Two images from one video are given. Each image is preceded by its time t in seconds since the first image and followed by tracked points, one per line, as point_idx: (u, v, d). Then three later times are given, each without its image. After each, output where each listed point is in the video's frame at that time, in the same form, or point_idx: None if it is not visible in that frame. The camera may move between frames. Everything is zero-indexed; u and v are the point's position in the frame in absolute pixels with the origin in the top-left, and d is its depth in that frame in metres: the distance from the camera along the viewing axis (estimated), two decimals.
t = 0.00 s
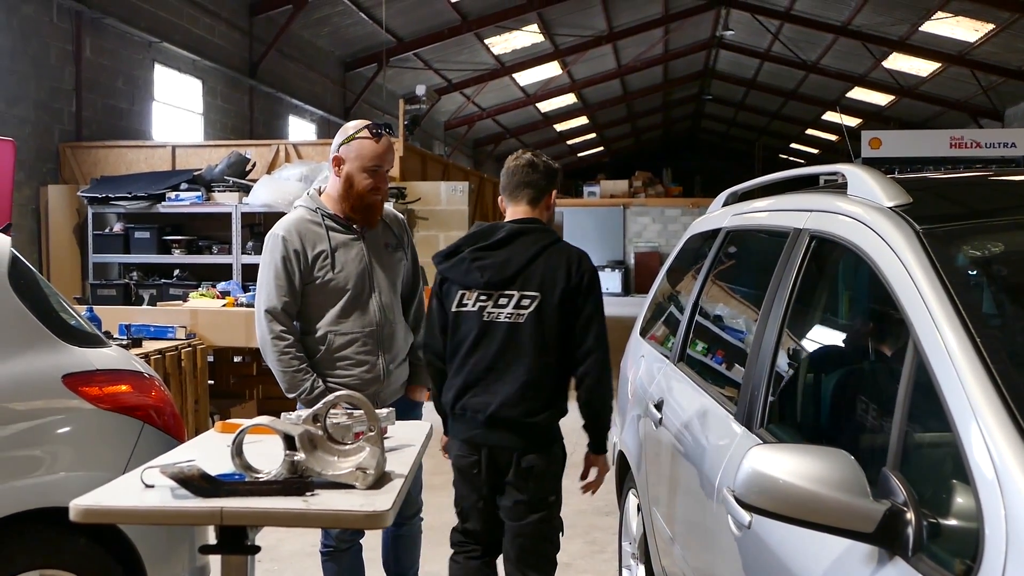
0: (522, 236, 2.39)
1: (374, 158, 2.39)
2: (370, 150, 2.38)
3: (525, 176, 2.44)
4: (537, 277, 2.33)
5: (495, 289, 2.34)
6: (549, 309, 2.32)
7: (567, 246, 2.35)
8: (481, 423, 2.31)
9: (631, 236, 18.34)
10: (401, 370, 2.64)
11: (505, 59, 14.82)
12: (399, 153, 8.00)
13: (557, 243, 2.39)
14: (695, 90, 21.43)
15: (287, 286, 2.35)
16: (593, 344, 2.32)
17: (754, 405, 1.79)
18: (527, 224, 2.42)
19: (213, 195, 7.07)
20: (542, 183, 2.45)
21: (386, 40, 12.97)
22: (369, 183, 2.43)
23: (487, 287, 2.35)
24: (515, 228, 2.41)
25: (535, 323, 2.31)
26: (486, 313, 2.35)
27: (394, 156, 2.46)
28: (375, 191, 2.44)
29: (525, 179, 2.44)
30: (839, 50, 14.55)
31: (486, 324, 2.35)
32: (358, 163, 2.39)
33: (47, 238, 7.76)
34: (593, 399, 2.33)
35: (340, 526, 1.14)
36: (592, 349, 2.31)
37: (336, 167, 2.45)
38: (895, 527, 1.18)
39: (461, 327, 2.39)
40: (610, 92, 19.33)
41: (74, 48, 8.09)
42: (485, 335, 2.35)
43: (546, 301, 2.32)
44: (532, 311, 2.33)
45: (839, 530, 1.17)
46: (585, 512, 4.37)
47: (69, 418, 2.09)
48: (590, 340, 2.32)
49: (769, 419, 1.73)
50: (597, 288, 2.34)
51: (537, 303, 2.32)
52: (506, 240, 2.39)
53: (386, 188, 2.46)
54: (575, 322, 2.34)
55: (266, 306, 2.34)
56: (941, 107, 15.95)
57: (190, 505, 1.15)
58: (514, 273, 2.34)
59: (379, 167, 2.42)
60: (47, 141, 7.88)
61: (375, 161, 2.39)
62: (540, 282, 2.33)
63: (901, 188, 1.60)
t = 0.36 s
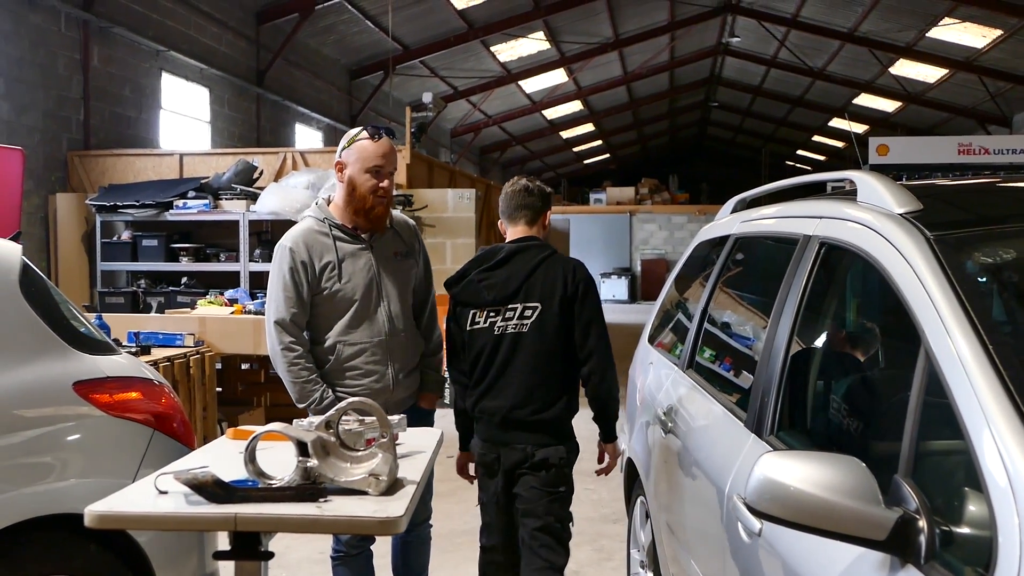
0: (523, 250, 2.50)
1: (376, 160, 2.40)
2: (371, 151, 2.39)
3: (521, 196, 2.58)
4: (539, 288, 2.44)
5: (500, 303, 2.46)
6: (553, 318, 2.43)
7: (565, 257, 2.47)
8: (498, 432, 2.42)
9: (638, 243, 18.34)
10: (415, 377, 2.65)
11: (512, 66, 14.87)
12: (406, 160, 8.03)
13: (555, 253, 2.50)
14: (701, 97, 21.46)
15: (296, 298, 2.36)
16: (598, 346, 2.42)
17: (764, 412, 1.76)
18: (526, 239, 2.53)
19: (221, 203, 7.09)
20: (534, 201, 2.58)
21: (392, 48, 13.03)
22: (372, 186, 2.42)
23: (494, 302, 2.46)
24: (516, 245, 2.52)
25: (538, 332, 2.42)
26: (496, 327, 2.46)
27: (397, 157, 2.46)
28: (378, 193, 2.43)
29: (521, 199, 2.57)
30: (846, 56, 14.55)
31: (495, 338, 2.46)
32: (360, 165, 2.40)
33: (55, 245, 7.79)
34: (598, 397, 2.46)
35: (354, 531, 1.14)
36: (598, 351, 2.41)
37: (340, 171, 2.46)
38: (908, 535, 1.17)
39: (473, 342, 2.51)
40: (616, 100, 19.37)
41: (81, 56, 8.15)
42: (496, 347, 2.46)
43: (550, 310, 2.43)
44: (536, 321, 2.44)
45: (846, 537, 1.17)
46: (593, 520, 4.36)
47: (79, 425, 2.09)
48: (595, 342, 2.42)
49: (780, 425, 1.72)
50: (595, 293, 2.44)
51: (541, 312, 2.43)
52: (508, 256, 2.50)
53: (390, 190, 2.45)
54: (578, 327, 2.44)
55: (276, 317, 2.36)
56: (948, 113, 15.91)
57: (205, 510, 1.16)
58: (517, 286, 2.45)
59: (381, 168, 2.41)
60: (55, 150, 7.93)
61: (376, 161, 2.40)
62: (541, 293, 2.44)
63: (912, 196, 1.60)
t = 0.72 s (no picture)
0: (535, 244, 2.72)
1: (396, 159, 2.39)
2: (392, 151, 2.39)
3: (534, 198, 2.83)
4: (549, 277, 2.65)
5: (516, 292, 2.68)
6: (562, 305, 2.63)
7: (573, 249, 2.68)
8: (520, 412, 2.64)
9: (663, 249, 18.25)
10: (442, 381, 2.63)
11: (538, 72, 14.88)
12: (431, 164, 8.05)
13: (562, 246, 2.71)
14: (728, 103, 21.33)
15: (317, 301, 2.38)
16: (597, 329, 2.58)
17: (788, 419, 1.75)
18: (538, 234, 2.76)
19: (247, 206, 7.17)
20: (547, 202, 2.82)
21: (419, 53, 13.09)
22: (393, 185, 2.42)
23: (510, 291, 2.69)
24: (529, 240, 2.75)
25: (550, 318, 2.64)
26: (514, 315, 2.68)
27: (418, 156, 2.45)
28: (399, 192, 2.42)
29: (534, 201, 2.82)
30: (875, 63, 14.39)
31: (512, 325, 2.68)
32: (381, 165, 2.40)
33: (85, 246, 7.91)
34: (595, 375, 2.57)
35: (377, 532, 1.14)
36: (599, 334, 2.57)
37: (364, 175, 2.48)
38: (933, 543, 1.15)
39: (495, 332, 2.73)
40: (642, 105, 19.31)
41: (111, 59, 8.27)
42: (515, 335, 2.68)
43: (559, 297, 2.63)
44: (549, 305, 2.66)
45: (868, 542, 1.16)
46: (615, 525, 4.33)
47: (105, 425, 2.12)
48: (594, 326, 2.58)
49: (805, 431, 1.70)
50: (599, 276, 2.62)
51: (552, 299, 2.64)
52: (523, 249, 2.72)
53: (413, 188, 2.44)
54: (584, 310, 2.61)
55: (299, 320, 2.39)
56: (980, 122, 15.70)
57: (228, 510, 1.16)
58: (529, 275, 2.67)
59: (403, 167, 2.40)
60: (85, 151, 8.05)
61: (397, 161, 2.38)
62: (551, 282, 2.65)
63: (940, 202, 1.57)
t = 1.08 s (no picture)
0: (568, 256, 2.88)
1: (414, 149, 2.27)
2: (411, 141, 2.28)
3: (572, 208, 3.00)
4: (578, 290, 2.82)
5: (546, 298, 2.83)
6: (590, 315, 2.80)
7: (604, 264, 2.85)
8: (547, 407, 2.74)
9: (668, 248, 18.23)
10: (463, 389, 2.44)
11: (544, 70, 14.87)
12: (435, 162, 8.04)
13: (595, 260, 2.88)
14: (734, 103, 21.29)
15: (333, 294, 2.25)
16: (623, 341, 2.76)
17: (788, 417, 1.75)
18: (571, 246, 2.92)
19: (251, 203, 7.18)
20: (583, 211, 2.99)
21: (424, 52, 13.10)
22: (412, 178, 2.29)
23: (539, 297, 2.83)
24: (562, 250, 2.90)
25: (576, 327, 2.80)
26: (540, 318, 2.83)
27: (440, 149, 2.31)
28: (417, 185, 2.29)
29: (572, 209, 2.99)
30: (881, 64, 14.35)
31: (538, 327, 2.82)
32: (401, 157, 2.29)
33: (88, 243, 7.92)
34: (616, 384, 2.75)
35: (370, 527, 1.14)
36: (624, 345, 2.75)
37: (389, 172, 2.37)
38: (929, 541, 1.15)
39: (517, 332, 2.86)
40: (647, 105, 19.29)
41: (115, 56, 8.28)
42: (539, 337, 2.81)
43: (586, 309, 2.80)
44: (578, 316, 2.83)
45: (868, 541, 1.15)
46: (616, 523, 4.33)
47: (103, 420, 2.12)
48: (621, 337, 2.76)
49: (804, 430, 1.70)
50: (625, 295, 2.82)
51: (581, 309, 2.80)
52: (555, 259, 2.88)
53: (433, 182, 2.30)
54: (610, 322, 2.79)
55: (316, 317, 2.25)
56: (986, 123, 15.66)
57: (222, 504, 1.16)
58: (561, 285, 2.83)
59: (421, 158, 2.29)
60: (88, 148, 8.06)
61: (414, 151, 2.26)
62: (580, 294, 2.81)
63: (941, 201, 1.57)
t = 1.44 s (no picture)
0: (568, 237, 3.11)
1: (454, 130, 2.22)
2: (454, 123, 2.23)
3: (580, 191, 3.22)
4: (574, 269, 3.07)
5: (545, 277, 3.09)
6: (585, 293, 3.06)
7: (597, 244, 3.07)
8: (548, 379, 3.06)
9: (655, 237, 18.26)
10: (496, 385, 2.32)
11: (532, 58, 14.81)
12: (422, 150, 8.01)
13: (592, 240, 3.11)
14: (722, 92, 21.29)
15: (363, 275, 2.22)
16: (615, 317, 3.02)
17: (771, 406, 1.76)
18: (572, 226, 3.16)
19: (237, 190, 7.15)
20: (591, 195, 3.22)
21: (412, 39, 13.02)
22: (449, 160, 2.22)
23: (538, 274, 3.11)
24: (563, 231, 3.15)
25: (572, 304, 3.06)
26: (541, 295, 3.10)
27: (481, 132, 2.24)
28: (454, 166, 2.21)
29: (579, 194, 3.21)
30: (869, 54, 14.37)
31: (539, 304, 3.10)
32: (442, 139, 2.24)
33: (71, 231, 7.85)
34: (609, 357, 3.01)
35: (349, 520, 1.14)
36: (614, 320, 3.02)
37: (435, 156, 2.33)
38: (906, 530, 1.16)
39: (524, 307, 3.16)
40: (636, 93, 19.26)
41: (100, 42, 8.18)
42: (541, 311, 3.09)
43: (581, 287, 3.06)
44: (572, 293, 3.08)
45: (840, 529, 1.16)
46: (601, 511, 4.35)
47: (85, 411, 2.11)
48: (613, 313, 3.02)
49: (786, 420, 1.71)
50: (620, 272, 3.05)
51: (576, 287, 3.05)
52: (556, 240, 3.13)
53: (471, 165, 2.21)
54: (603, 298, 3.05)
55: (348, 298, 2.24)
56: (971, 113, 15.73)
57: (201, 496, 1.16)
58: (558, 265, 3.09)
59: (460, 140, 2.22)
60: (72, 135, 7.98)
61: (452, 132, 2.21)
62: (575, 272, 3.06)
63: (922, 192, 1.58)
